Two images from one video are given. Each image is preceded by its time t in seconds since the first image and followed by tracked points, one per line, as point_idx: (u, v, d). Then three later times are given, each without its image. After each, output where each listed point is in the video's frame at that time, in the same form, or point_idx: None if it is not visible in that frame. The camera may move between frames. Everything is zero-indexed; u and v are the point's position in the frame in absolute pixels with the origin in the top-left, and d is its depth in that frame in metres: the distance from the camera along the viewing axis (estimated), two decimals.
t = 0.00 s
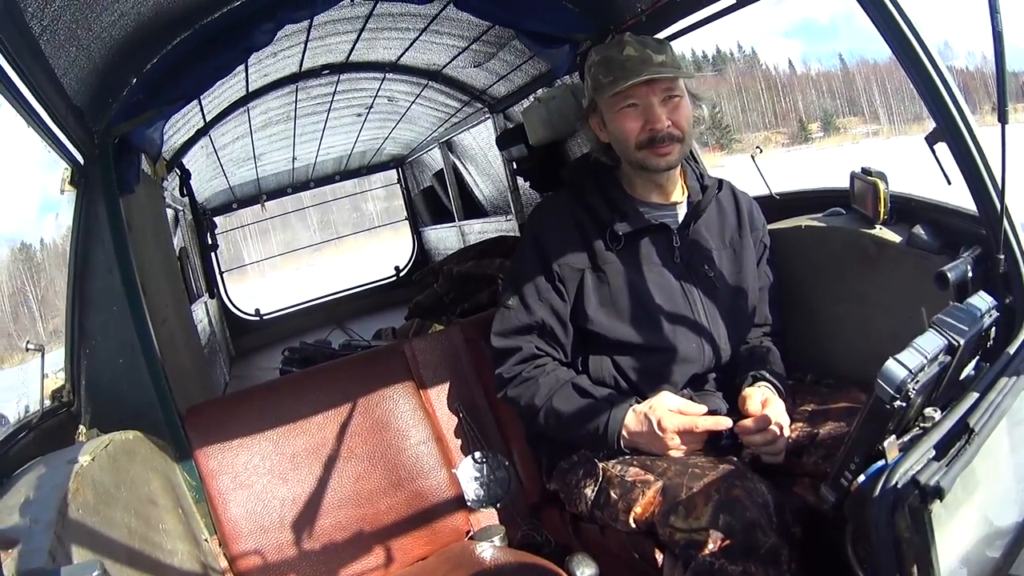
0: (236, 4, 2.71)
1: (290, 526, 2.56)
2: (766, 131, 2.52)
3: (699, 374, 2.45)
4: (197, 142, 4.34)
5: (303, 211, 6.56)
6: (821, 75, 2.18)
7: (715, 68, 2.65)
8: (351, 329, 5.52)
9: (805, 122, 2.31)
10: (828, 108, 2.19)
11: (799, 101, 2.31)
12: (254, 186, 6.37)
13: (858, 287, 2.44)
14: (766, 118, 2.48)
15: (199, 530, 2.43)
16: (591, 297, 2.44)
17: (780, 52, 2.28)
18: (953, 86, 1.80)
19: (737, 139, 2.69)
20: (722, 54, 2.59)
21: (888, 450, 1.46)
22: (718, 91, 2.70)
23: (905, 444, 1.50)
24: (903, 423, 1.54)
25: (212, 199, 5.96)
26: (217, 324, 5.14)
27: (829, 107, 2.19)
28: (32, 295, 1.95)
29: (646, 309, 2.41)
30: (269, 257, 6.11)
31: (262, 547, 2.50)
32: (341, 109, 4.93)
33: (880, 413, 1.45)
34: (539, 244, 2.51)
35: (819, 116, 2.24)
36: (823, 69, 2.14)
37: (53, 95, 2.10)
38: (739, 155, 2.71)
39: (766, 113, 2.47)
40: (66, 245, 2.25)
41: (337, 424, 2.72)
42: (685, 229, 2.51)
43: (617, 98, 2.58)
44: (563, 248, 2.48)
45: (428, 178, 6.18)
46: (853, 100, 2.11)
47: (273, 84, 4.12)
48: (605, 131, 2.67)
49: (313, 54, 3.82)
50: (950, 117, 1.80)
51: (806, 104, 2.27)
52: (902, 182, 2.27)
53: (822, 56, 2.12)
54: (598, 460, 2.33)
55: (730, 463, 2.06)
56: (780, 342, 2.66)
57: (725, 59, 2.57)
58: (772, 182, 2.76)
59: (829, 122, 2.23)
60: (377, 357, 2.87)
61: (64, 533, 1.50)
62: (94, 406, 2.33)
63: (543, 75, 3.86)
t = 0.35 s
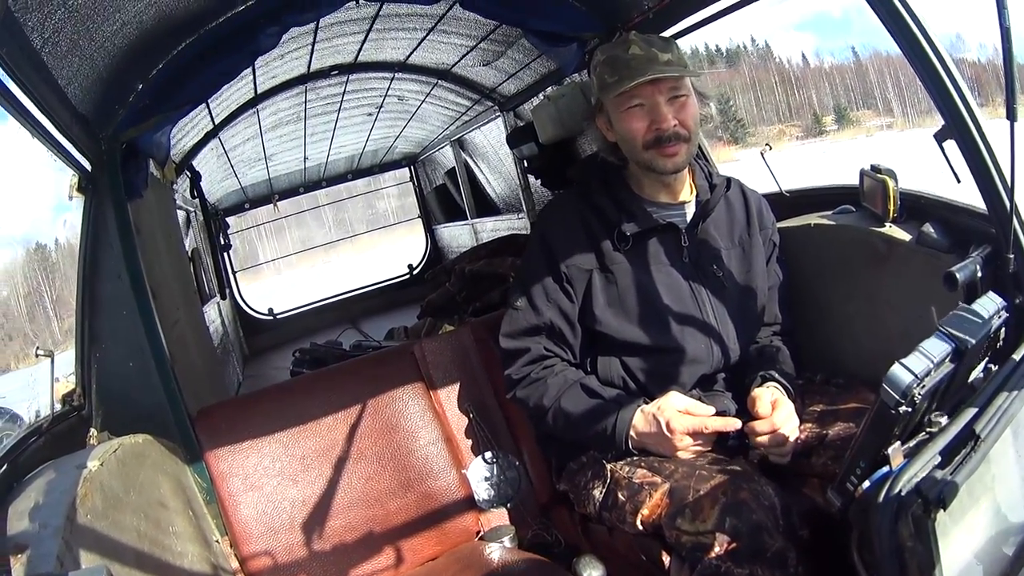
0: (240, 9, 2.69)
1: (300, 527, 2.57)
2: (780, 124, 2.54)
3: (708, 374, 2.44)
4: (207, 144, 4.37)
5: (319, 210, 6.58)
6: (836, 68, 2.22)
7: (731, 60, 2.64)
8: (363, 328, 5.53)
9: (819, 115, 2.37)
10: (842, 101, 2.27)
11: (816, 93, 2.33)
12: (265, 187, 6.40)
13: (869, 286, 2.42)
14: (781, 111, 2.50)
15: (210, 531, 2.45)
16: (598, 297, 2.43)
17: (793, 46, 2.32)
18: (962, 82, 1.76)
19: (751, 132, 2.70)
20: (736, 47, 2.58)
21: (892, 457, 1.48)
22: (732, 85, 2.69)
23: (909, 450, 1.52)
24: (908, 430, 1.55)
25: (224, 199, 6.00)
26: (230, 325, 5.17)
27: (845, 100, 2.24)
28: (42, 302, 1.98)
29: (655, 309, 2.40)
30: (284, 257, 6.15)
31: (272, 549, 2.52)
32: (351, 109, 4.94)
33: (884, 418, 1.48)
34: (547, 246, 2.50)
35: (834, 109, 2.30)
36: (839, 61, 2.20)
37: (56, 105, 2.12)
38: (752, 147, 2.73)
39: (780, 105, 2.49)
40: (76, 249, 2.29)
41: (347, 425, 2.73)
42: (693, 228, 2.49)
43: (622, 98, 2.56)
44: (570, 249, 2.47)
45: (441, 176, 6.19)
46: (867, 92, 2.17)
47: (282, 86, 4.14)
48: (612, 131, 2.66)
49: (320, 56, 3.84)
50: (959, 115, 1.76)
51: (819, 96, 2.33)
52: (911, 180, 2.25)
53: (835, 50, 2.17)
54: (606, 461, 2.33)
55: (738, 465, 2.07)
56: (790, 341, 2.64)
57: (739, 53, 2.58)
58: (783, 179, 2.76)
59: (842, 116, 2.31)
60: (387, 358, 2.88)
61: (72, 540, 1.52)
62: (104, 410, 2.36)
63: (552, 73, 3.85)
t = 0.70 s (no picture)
0: (240, 9, 2.66)
1: (309, 532, 2.54)
2: (787, 116, 2.49)
3: (722, 372, 2.39)
4: (212, 146, 4.34)
5: (328, 210, 6.55)
6: (844, 59, 2.15)
7: (736, 56, 2.58)
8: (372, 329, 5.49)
9: (828, 106, 2.28)
10: (851, 91, 2.17)
11: (823, 83, 2.26)
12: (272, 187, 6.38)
13: (886, 280, 2.37)
14: (788, 102, 2.43)
15: (218, 536, 2.43)
16: (609, 295, 2.39)
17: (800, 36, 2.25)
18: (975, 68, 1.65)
19: (760, 124, 2.65)
20: (742, 40, 2.54)
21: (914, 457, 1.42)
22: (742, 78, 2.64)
23: (930, 451, 1.47)
24: (930, 430, 1.50)
25: (231, 201, 5.98)
26: (239, 326, 5.16)
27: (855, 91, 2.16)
28: (47, 310, 1.97)
29: (667, 306, 2.35)
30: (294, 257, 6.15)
31: (281, 553, 2.49)
32: (357, 108, 4.90)
33: (906, 418, 1.43)
34: (555, 243, 2.46)
35: (843, 100, 2.21)
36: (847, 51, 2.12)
37: (56, 111, 2.10)
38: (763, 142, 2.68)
39: (788, 98, 2.42)
40: (76, 260, 2.24)
41: (355, 429, 2.70)
42: (705, 223, 2.44)
43: (631, 91, 2.51)
44: (580, 246, 2.43)
45: (448, 174, 6.16)
46: (876, 82, 2.07)
47: (287, 87, 4.11)
48: (620, 125, 2.61)
49: (324, 54, 3.80)
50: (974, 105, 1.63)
51: (829, 88, 2.25)
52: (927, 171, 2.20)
53: (843, 40, 2.10)
54: (619, 462, 2.29)
55: (753, 465, 2.03)
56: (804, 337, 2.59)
57: (746, 44, 2.51)
58: (796, 172, 2.70)
59: (852, 106, 2.21)
60: (394, 360, 2.84)
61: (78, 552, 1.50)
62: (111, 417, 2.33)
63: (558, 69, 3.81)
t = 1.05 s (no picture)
0: None
1: (311, 532, 2.49)
2: (790, 111, 2.44)
3: (734, 368, 2.34)
4: (214, 140, 4.30)
5: (331, 205, 6.50)
6: (849, 54, 2.09)
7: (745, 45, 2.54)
8: (375, 324, 5.45)
9: (832, 100, 2.22)
10: (854, 83, 2.12)
11: (827, 77, 2.20)
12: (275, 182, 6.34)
13: (900, 274, 2.32)
14: (792, 99, 2.40)
15: (219, 536, 2.39)
16: (617, 288, 2.34)
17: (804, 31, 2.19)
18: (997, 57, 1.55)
19: (765, 119, 2.60)
20: (746, 34, 2.49)
21: (939, 457, 1.36)
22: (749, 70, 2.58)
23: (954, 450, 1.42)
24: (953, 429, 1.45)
25: (233, 195, 5.93)
26: (241, 322, 5.12)
27: (858, 85, 2.10)
28: (50, 308, 1.94)
29: (677, 301, 2.30)
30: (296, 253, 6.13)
31: (284, 554, 2.44)
32: (360, 101, 4.85)
33: (930, 416, 1.38)
34: (563, 236, 2.40)
35: (847, 92, 2.16)
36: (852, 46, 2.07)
37: (53, 103, 2.05)
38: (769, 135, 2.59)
39: (792, 93, 2.38)
40: (76, 256, 2.19)
41: (358, 426, 2.65)
42: (715, 215, 2.39)
43: (639, 80, 2.45)
44: (588, 239, 2.37)
45: (452, 168, 6.11)
46: (880, 76, 2.02)
47: (289, 80, 4.06)
48: (628, 115, 2.55)
49: (327, 46, 3.75)
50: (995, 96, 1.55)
51: (832, 81, 2.19)
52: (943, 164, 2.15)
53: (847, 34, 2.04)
54: (629, 461, 2.25)
55: (768, 464, 1.99)
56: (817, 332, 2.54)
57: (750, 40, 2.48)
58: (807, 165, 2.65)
59: (856, 100, 2.15)
60: (397, 356, 2.78)
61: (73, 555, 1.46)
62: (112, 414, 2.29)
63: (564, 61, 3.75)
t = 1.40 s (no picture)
0: None
1: (313, 529, 2.49)
2: (792, 114, 2.44)
3: (738, 370, 2.34)
4: (218, 134, 4.29)
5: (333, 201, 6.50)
6: (852, 57, 2.11)
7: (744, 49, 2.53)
8: (377, 322, 5.45)
9: (835, 103, 2.24)
10: (857, 86, 2.13)
11: (830, 79, 2.22)
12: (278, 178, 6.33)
13: (905, 277, 2.32)
14: (796, 101, 2.38)
15: (221, 532, 2.38)
16: (623, 288, 2.34)
17: (807, 33, 2.19)
18: (1006, 59, 1.57)
19: (767, 121, 2.57)
20: (749, 36, 2.49)
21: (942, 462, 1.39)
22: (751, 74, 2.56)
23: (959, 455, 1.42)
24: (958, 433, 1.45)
25: (236, 191, 5.93)
26: (243, 318, 5.11)
27: (863, 88, 2.11)
28: (51, 299, 1.92)
29: (683, 302, 2.30)
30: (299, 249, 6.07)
31: (285, 550, 2.45)
32: (365, 98, 4.85)
33: (935, 421, 1.38)
34: (569, 236, 2.40)
35: (850, 93, 2.16)
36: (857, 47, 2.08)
37: (59, 93, 2.05)
38: (770, 139, 2.60)
39: (795, 96, 2.37)
40: (78, 248, 2.18)
41: (361, 424, 2.65)
42: (722, 215, 2.38)
43: (645, 80, 2.46)
44: (593, 239, 2.37)
45: (456, 167, 6.11)
46: (885, 77, 2.03)
47: (294, 76, 4.05)
48: (634, 114, 2.55)
49: (333, 42, 3.75)
50: (1007, 102, 1.57)
51: (836, 84, 2.20)
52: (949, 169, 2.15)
53: (851, 36, 2.06)
54: (632, 463, 2.24)
55: (771, 467, 2.00)
56: (820, 336, 2.54)
57: (751, 41, 2.47)
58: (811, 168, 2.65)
59: (859, 103, 2.16)
60: (401, 355, 2.79)
61: (78, 548, 1.47)
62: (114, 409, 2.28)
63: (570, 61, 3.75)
